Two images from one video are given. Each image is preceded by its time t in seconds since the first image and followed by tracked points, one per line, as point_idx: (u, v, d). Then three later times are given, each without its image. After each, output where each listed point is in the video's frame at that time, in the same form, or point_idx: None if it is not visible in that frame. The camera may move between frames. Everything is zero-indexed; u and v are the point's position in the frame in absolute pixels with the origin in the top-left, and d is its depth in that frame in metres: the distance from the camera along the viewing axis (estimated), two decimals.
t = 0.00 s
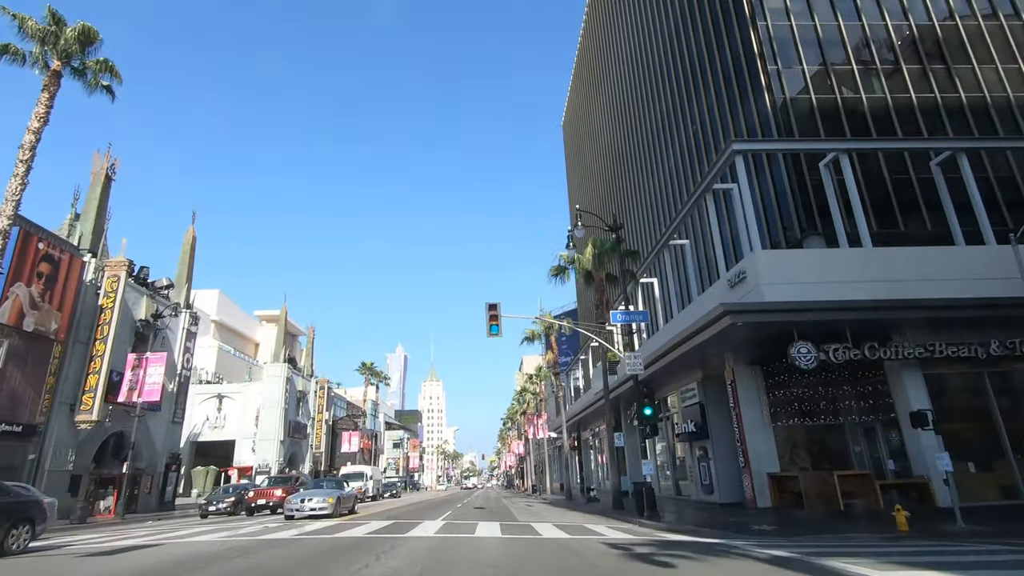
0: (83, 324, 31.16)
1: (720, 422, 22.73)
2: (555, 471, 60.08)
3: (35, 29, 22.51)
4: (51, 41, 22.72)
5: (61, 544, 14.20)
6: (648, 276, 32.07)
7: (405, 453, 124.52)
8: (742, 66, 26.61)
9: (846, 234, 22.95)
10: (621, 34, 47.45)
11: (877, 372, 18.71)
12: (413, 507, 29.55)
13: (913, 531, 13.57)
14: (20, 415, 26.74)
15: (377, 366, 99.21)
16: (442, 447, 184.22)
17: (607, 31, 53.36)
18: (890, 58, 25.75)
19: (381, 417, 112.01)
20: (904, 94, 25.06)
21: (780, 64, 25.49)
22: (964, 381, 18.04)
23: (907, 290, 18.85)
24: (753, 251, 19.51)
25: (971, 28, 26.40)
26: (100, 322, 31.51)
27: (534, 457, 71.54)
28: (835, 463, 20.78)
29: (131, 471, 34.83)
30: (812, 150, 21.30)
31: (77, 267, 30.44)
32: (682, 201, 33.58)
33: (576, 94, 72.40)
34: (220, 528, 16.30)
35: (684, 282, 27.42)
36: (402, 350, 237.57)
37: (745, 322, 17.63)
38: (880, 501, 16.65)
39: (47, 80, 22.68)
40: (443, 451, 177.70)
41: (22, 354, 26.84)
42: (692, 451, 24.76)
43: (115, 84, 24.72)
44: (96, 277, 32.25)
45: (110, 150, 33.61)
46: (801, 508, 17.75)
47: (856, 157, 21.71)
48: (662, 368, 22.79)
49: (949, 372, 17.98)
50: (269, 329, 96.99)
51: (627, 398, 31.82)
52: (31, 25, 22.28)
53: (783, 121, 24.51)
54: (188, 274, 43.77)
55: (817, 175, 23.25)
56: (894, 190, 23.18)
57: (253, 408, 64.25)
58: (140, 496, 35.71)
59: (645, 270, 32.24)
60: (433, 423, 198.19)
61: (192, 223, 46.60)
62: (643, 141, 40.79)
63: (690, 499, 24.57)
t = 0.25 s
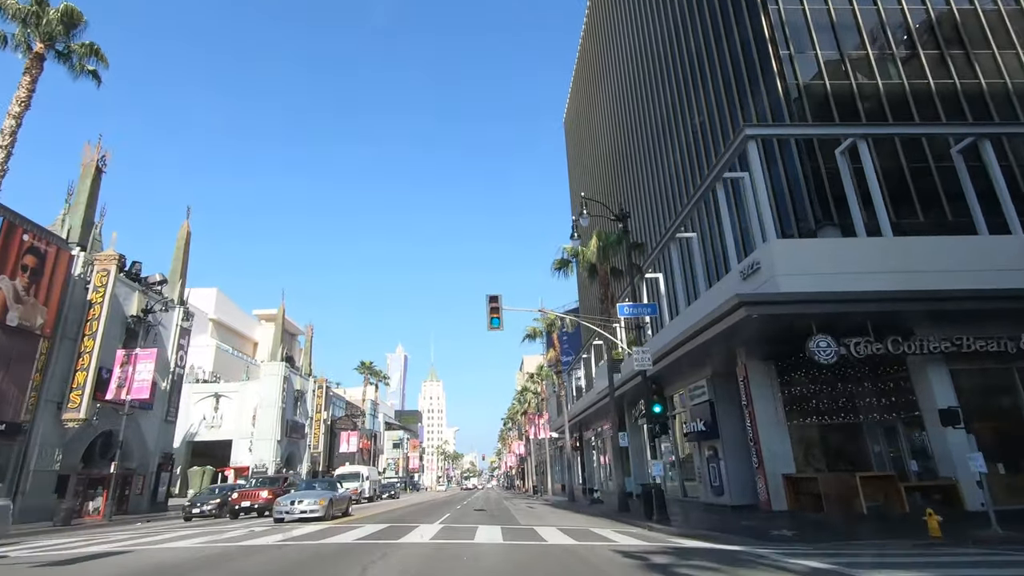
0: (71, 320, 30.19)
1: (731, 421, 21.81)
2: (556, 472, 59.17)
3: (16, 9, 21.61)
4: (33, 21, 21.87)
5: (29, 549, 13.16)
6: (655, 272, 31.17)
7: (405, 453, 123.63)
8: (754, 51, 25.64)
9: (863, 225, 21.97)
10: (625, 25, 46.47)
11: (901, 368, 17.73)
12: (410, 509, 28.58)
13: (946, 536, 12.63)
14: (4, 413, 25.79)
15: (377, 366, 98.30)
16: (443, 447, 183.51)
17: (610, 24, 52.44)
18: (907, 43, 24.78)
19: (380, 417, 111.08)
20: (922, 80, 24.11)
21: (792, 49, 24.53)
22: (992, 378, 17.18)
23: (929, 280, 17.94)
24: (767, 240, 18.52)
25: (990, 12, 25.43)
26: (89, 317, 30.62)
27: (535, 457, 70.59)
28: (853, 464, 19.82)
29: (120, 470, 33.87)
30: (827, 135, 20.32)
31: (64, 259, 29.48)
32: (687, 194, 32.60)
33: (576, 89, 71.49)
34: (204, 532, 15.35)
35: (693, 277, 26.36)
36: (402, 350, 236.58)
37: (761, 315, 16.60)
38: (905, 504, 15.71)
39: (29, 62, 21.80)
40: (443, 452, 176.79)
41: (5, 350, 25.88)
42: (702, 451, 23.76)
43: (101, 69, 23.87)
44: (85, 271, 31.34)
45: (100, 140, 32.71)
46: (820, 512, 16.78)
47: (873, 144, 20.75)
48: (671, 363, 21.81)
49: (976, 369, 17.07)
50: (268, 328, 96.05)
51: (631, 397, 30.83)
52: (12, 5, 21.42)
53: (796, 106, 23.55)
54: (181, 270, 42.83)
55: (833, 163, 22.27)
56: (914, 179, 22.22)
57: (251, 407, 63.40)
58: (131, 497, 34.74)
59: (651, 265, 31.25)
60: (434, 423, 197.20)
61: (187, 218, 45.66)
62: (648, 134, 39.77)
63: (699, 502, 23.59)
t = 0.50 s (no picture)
0: (58, 314, 29.25)
1: (742, 420, 20.84)
2: (557, 472, 58.19)
3: None
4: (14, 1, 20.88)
5: None
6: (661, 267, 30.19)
7: (404, 453, 122.58)
8: (767, 34, 24.67)
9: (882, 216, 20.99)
10: (628, 16, 45.55)
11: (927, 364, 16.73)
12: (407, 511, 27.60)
13: (985, 543, 11.66)
14: None
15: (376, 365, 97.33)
16: (443, 447, 182.49)
17: (613, 17, 51.52)
18: (925, 27, 23.82)
19: (380, 417, 110.08)
20: (941, 65, 23.16)
21: (806, 32, 23.55)
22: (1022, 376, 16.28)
23: (956, 271, 16.98)
24: (784, 227, 17.53)
25: None
26: (77, 312, 29.70)
27: (536, 458, 69.63)
28: (872, 466, 18.88)
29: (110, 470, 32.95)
30: (847, 119, 19.42)
31: (50, 252, 28.55)
32: (694, 186, 31.64)
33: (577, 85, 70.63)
34: (186, 537, 14.39)
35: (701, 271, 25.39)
36: (402, 350, 235.58)
37: (780, 306, 15.59)
38: (934, 508, 14.78)
39: (9, 44, 20.82)
40: (443, 452, 175.74)
41: None
42: (711, 452, 22.80)
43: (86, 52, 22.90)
44: (73, 265, 30.40)
45: (90, 130, 31.74)
46: (841, 516, 15.80)
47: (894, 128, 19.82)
48: (681, 359, 20.84)
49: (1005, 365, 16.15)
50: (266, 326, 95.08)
51: (636, 395, 29.87)
52: None
53: (811, 92, 22.58)
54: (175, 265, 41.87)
55: (851, 149, 21.28)
56: (934, 168, 21.26)
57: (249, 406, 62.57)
58: (121, 496, 33.83)
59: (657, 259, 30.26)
60: (433, 423, 196.31)
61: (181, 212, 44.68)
62: (653, 125, 38.76)
63: (708, 505, 22.63)
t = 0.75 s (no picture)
0: (44, 307, 28.29)
1: (755, 418, 19.88)
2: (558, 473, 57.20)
3: None
4: None
5: None
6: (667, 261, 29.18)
7: (403, 453, 121.53)
8: (779, 17, 23.64)
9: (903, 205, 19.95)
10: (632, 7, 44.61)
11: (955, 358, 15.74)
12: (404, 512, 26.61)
13: None
14: None
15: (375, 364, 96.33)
16: (443, 448, 181.42)
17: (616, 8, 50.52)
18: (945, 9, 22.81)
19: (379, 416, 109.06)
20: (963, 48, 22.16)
21: (821, 14, 22.55)
22: None
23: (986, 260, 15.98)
24: (802, 214, 16.56)
25: None
26: (64, 305, 28.76)
27: (537, 458, 68.67)
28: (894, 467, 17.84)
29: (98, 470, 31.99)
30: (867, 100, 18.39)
31: (36, 243, 27.60)
32: (701, 178, 30.60)
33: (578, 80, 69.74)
34: (165, 540, 13.44)
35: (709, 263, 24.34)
36: (402, 350, 234.58)
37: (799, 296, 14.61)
38: (966, 512, 13.76)
39: None
40: (443, 452, 174.68)
41: None
42: (721, 452, 21.82)
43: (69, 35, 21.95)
44: (61, 257, 29.43)
45: (80, 119, 30.83)
46: (864, 521, 14.81)
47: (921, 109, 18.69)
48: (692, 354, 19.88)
49: None
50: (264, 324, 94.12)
51: (641, 393, 28.88)
52: None
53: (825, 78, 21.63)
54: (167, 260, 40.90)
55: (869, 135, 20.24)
56: (957, 155, 20.22)
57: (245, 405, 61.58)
58: (110, 497, 32.89)
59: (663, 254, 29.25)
60: (433, 423, 195.37)
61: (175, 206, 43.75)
62: (657, 117, 37.69)
63: (718, 507, 21.65)
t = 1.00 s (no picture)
0: (28, 300, 27.32)
1: (769, 417, 18.88)
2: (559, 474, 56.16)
3: None
4: None
5: None
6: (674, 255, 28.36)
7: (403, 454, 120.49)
8: None
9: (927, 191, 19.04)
10: None
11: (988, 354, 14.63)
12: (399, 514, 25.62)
13: None
14: None
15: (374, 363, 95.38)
16: (443, 448, 180.37)
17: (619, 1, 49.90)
18: None
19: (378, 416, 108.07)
20: (986, 31, 21.16)
21: None
22: None
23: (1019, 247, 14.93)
24: (823, 199, 15.53)
25: None
26: (50, 298, 27.81)
27: (537, 458, 67.70)
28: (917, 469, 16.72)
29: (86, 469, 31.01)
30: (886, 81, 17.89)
31: (19, 233, 26.63)
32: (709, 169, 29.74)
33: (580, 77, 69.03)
34: (138, 544, 12.46)
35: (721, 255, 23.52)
36: (402, 350, 233.62)
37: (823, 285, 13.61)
38: (1003, 517, 12.76)
39: None
40: (443, 453, 173.61)
41: None
42: (732, 453, 20.85)
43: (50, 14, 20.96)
44: (47, 248, 28.48)
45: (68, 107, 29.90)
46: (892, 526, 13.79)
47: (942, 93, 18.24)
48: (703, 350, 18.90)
49: None
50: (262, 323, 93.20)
51: (646, 392, 27.91)
52: None
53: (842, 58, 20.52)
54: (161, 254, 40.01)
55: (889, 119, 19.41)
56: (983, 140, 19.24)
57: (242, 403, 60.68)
58: (99, 496, 31.91)
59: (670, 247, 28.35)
60: (433, 423, 194.36)
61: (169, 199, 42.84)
62: (662, 110, 36.93)
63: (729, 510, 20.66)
